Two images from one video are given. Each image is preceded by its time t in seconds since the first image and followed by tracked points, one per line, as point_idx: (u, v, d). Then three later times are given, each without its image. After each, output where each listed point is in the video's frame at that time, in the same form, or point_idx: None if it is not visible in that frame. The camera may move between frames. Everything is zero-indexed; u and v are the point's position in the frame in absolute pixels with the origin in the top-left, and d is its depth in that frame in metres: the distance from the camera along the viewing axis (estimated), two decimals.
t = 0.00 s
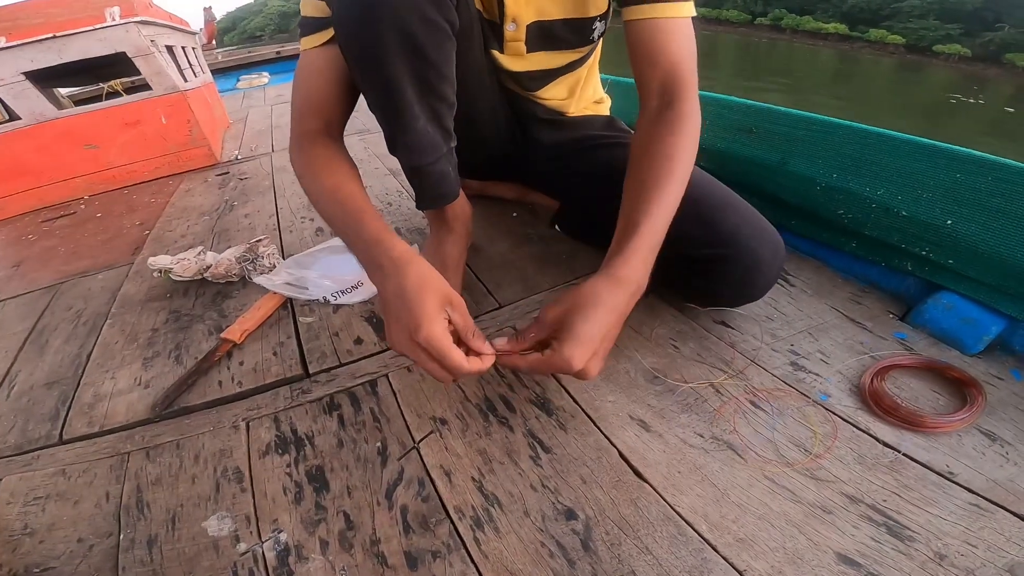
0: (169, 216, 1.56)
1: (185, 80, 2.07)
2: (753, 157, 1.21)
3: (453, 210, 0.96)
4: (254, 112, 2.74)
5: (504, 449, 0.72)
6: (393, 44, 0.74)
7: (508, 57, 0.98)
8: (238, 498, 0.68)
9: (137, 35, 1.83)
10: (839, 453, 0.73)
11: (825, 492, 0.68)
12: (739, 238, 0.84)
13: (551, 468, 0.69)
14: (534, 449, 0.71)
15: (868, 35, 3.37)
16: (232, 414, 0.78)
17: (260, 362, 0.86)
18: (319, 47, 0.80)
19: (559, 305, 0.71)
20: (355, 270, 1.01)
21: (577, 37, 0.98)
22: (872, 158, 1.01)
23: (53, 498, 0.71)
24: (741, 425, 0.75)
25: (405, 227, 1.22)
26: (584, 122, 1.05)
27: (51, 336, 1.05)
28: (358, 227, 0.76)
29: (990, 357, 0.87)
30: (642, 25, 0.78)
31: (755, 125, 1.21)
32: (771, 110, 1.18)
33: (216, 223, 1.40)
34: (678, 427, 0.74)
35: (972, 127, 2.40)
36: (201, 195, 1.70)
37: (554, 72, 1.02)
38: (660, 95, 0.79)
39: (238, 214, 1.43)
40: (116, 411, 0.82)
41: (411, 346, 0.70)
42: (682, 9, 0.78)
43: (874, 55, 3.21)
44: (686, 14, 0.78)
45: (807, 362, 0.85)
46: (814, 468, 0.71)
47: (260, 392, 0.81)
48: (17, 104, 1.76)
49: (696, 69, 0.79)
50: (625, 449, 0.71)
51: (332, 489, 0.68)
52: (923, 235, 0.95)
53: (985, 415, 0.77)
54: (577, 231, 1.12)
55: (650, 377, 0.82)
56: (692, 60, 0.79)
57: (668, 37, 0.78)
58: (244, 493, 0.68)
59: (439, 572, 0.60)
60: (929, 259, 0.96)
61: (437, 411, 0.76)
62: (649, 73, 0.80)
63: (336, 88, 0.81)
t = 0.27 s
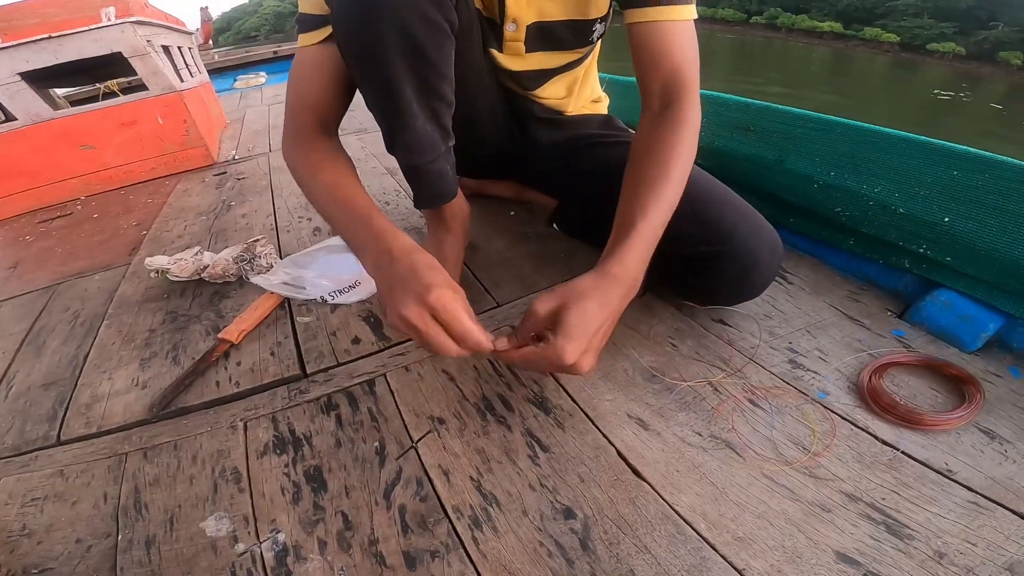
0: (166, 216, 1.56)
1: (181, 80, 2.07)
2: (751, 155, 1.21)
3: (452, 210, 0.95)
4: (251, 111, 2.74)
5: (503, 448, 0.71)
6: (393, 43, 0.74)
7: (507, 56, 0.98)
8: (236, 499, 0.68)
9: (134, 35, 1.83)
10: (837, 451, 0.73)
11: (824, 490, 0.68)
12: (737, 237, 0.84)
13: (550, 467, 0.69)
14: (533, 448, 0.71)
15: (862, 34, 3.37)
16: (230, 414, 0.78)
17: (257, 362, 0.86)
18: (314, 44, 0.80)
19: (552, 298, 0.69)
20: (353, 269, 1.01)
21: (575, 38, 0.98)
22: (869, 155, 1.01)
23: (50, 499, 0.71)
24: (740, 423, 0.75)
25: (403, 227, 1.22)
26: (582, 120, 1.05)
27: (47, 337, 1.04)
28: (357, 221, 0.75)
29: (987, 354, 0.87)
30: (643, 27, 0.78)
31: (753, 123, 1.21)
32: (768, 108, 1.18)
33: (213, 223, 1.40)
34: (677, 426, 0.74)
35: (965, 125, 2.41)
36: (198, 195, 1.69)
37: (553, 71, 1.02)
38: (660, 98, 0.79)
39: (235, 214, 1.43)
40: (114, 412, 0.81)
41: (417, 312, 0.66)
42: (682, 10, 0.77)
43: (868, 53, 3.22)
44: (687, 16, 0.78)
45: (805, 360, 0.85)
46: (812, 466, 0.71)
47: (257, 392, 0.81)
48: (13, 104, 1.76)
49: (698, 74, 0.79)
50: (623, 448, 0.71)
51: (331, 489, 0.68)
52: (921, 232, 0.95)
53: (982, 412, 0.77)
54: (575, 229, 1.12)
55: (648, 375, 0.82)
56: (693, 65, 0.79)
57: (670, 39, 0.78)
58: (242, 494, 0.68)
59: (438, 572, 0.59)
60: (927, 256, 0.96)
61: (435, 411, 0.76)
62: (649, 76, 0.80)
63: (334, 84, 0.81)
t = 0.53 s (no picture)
0: (164, 215, 1.55)
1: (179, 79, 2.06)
2: (750, 155, 1.21)
3: (451, 209, 0.95)
4: (249, 110, 2.73)
5: (502, 447, 0.71)
6: (393, 43, 0.74)
7: (506, 54, 0.97)
8: (234, 498, 0.68)
9: (132, 34, 1.83)
10: (837, 450, 0.72)
11: (824, 490, 0.68)
12: (736, 237, 0.84)
13: (550, 466, 0.69)
14: (532, 447, 0.71)
15: (858, 34, 3.38)
16: (228, 413, 0.77)
17: (256, 361, 0.85)
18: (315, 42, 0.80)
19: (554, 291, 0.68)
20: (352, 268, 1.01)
21: (574, 36, 0.97)
22: (869, 154, 1.01)
23: (46, 499, 0.70)
24: (740, 422, 0.75)
25: (402, 226, 1.21)
26: (582, 119, 1.05)
27: (45, 336, 1.04)
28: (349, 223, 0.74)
29: (986, 352, 0.87)
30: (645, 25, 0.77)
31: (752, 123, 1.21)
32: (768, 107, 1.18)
33: (211, 222, 1.39)
34: (677, 425, 0.74)
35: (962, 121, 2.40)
36: (196, 193, 1.69)
37: (553, 69, 1.02)
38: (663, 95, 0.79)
39: (233, 213, 1.42)
40: (111, 411, 0.81)
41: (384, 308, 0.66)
42: (684, 7, 0.77)
43: (865, 53, 3.22)
44: (688, 13, 0.77)
45: (805, 359, 0.85)
46: (812, 465, 0.71)
47: (255, 391, 0.81)
48: (11, 102, 1.75)
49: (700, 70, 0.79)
50: (623, 447, 0.71)
51: (329, 488, 0.68)
52: (921, 231, 0.95)
53: (982, 411, 0.77)
54: (574, 228, 1.12)
55: (648, 374, 0.81)
56: (696, 62, 0.78)
57: (672, 35, 0.77)
58: (240, 493, 0.68)
59: (437, 571, 0.59)
60: (926, 255, 0.96)
61: (434, 410, 0.76)
62: (653, 74, 0.80)
63: (335, 85, 0.80)
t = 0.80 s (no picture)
0: (163, 211, 1.54)
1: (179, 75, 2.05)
2: (752, 153, 1.20)
3: (452, 206, 0.94)
4: (249, 107, 2.72)
5: (501, 446, 0.71)
6: (405, 38, 0.73)
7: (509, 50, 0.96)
8: (230, 496, 0.67)
9: (132, 30, 1.82)
10: (839, 450, 0.72)
11: (826, 490, 0.67)
12: (738, 236, 0.84)
13: (549, 466, 0.68)
14: (532, 446, 0.70)
15: (858, 34, 3.38)
16: (225, 410, 0.76)
17: (253, 358, 0.85)
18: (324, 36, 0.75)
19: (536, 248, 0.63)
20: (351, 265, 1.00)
21: (579, 34, 0.96)
22: (873, 153, 1.00)
23: (40, 497, 0.70)
24: (741, 422, 0.74)
25: (401, 223, 1.21)
26: (584, 117, 1.05)
27: (41, 332, 1.03)
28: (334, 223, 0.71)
29: (989, 353, 0.86)
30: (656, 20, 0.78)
31: (754, 121, 1.20)
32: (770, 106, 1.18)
33: (210, 218, 1.38)
34: (678, 425, 0.73)
35: (963, 118, 2.40)
36: (195, 190, 1.68)
37: (555, 67, 1.02)
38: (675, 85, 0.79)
39: (232, 209, 1.41)
40: (106, 408, 0.80)
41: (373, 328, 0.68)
42: (694, 5, 0.78)
43: (863, 54, 3.22)
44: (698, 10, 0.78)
45: (806, 358, 0.84)
46: (814, 465, 0.70)
47: (253, 389, 0.80)
48: (10, 98, 1.74)
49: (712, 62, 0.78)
50: (624, 446, 0.70)
51: (326, 487, 0.67)
52: (924, 231, 0.94)
53: (985, 412, 0.76)
54: (573, 227, 1.11)
55: (649, 373, 0.81)
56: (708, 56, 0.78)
57: (681, 31, 0.78)
58: (236, 491, 0.67)
59: (434, 572, 0.59)
60: (928, 255, 0.95)
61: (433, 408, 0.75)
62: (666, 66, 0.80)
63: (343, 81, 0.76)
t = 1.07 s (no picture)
0: (166, 210, 1.54)
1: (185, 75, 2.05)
2: (761, 154, 1.18)
3: (456, 205, 0.93)
4: (254, 108, 2.72)
5: (503, 450, 0.69)
6: (410, 32, 0.72)
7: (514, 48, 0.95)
8: (225, 499, 0.66)
9: (139, 30, 1.81)
10: (851, 456, 0.70)
11: (837, 496, 0.65)
12: (746, 237, 0.82)
13: (552, 471, 0.67)
14: (535, 450, 0.69)
15: (863, 36, 3.36)
16: (223, 411, 0.75)
17: (252, 358, 0.83)
18: (333, 39, 0.75)
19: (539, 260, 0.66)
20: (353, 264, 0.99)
21: (586, 31, 0.94)
22: (883, 153, 0.98)
23: (34, 497, 0.69)
24: (750, 426, 0.72)
25: (405, 223, 1.19)
26: (590, 117, 1.03)
27: (41, 331, 1.02)
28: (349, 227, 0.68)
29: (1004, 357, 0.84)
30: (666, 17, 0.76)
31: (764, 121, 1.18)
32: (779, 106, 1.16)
33: (213, 217, 1.37)
34: (685, 430, 0.71)
35: (971, 120, 2.38)
36: (199, 189, 1.67)
37: (560, 65, 1.01)
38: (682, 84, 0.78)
39: (236, 208, 1.40)
40: (104, 408, 0.79)
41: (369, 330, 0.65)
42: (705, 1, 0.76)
43: (869, 56, 3.20)
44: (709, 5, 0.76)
45: (816, 362, 0.82)
46: (825, 471, 0.68)
47: (252, 389, 0.79)
48: (16, 98, 1.75)
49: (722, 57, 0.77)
50: (630, 451, 0.68)
51: (324, 490, 0.65)
52: (937, 232, 0.93)
53: (1001, 417, 0.74)
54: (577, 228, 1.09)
55: (655, 376, 0.79)
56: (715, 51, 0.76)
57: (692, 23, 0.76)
58: (232, 494, 0.66)
59: None
60: (942, 257, 0.93)
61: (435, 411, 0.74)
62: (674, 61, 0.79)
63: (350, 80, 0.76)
